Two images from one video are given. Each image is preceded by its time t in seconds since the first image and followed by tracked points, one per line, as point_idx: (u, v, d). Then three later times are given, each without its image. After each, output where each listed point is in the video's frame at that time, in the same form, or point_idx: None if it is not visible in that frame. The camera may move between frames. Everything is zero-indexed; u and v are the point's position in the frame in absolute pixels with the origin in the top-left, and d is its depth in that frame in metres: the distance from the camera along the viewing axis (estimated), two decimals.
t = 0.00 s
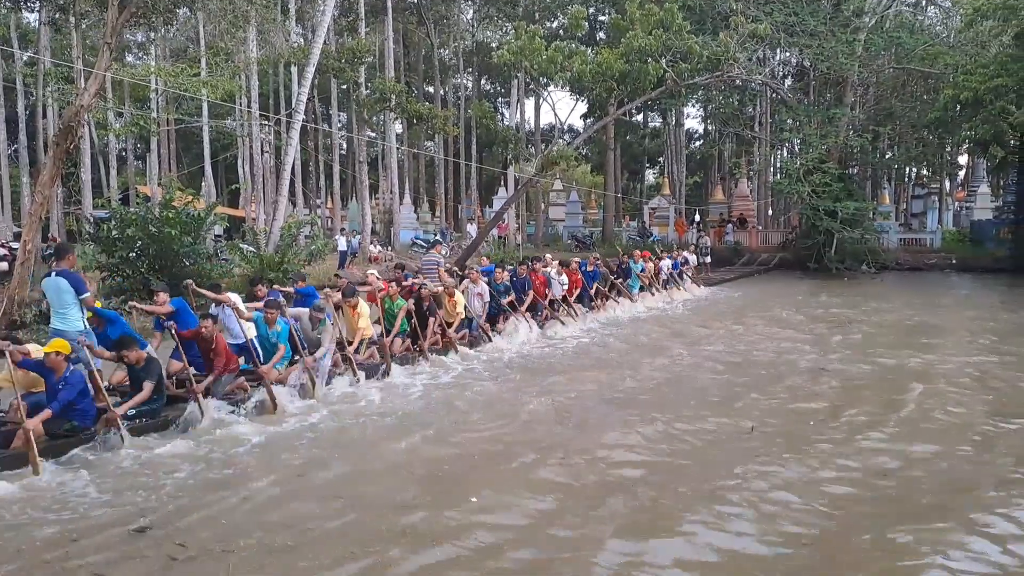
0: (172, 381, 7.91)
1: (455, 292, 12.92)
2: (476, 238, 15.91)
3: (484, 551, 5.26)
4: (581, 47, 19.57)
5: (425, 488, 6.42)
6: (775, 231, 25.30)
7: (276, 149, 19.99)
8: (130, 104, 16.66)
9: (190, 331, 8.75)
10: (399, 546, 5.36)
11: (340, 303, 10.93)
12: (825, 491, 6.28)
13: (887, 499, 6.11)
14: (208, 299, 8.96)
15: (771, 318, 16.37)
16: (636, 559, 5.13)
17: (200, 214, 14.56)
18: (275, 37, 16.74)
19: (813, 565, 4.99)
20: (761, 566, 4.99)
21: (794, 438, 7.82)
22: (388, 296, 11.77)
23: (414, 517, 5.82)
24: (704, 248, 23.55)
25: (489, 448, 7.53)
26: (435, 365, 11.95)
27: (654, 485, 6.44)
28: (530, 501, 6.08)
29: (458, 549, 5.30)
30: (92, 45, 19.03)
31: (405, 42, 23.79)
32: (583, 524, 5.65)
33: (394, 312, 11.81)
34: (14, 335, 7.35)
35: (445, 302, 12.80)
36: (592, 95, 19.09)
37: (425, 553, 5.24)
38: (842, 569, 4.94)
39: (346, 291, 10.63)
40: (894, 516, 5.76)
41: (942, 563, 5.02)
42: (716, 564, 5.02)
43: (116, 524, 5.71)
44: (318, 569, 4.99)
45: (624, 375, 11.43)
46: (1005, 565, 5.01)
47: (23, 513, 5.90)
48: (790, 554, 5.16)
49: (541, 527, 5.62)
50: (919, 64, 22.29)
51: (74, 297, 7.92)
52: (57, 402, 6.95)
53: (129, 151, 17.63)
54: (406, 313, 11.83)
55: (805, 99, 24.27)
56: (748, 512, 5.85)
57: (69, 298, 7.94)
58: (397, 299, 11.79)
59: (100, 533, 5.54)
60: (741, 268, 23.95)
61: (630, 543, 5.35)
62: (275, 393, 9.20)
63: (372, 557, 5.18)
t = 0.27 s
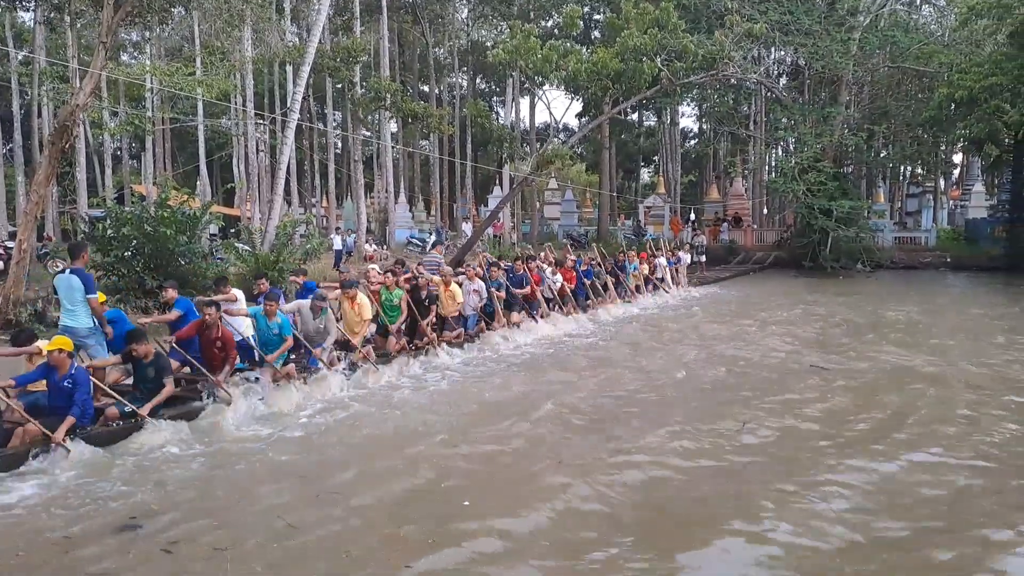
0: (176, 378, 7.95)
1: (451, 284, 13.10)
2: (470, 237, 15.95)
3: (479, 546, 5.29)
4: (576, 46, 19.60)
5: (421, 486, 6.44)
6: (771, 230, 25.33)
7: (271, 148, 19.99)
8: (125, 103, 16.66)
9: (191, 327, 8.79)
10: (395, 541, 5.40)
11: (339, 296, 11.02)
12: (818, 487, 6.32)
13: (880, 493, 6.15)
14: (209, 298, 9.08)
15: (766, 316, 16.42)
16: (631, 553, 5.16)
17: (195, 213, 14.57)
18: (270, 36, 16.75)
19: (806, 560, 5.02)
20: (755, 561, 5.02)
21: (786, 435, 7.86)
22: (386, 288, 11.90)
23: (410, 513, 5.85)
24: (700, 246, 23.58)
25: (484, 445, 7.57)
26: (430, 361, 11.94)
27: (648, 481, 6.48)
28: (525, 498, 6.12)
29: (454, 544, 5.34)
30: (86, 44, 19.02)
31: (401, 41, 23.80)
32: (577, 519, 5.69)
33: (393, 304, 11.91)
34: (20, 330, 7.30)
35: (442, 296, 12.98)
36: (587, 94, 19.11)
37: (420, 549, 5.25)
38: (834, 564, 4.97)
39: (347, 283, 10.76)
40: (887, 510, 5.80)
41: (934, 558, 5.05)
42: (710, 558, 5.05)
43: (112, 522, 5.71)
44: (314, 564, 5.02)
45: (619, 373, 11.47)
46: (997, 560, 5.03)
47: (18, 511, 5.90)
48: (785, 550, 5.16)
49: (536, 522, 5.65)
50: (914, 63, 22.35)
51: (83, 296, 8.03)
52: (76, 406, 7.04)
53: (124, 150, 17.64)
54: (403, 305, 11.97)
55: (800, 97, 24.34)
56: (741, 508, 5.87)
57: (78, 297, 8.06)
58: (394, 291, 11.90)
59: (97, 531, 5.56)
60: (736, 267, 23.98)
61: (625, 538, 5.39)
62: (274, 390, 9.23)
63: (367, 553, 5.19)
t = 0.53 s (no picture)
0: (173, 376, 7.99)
1: (445, 282, 12.98)
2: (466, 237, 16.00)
3: (467, 548, 5.29)
4: (571, 46, 19.63)
5: (410, 486, 6.45)
6: (766, 231, 25.39)
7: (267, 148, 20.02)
8: (121, 103, 16.67)
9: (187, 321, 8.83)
10: (391, 541, 5.42)
11: (336, 291, 11.08)
12: (812, 486, 6.35)
13: (873, 493, 6.19)
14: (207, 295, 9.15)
15: (761, 316, 16.47)
16: (626, 553, 5.19)
17: (191, 213, 14.58)
18: (266, 36, 16.77)
19: (793, 561, 5.03)
20: (742, 562, 5.02)
21: (781, 435, 7.90)
22: (382, 286, 11.92)
23: (406, 513, 5.88)
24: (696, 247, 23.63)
25: (480, 445, 7.60)
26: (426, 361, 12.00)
27: (644, 481, 6.51)
28: (521, 498, 6.14)
29: (450, 544, 5.36)
30: (82, 44, 19.02)
31: (397, 41, 23.82)
32: (573, 519, 5.71)
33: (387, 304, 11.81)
34: (21, 327, 7.22)
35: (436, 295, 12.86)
36: (582, 94, 19.15)
37: (407, 551, 5.26)
38: (820, 564, 4.98)
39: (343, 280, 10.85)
40: (881, 510, 5.83)
41: (919, 561, 5.06)
42: (705, 558, 5.09)
43: (101, 523, 5.71)
44: (311, 564, 5.05)
45: (615, 373, 11.50)
46: (982, 562, 5.04)
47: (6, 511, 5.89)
48: (773, 550, 5.17)
49: (532, 522, 5.68)
50: (909, 63, 22.41)
51: (93, 295, 8.09)
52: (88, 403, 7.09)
53: (120, 150, 17.65)
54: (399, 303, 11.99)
55: (795, 98, 24.39)
56: (729, 509, 5.88)
57: (86, 295, 8.12)
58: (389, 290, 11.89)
59: (86, 531, 5.55)
60: (732, 267, 24.03)
61: (620, 538, 5.41)
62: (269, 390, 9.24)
63: (354, 555, 5.20)
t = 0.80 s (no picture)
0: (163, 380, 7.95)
1: (441, 291, 12.76)
2: (462, 238, 16.04)
3: (469, 548, 5.30)
4: (567, 47, 19.67)
5: (411, 487, 6.45)
6: (763, 231, 25.43)
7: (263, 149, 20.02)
8: (118, 104, 16.67)
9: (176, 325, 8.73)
10: (389, 541, 5.43)
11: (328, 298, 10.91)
12: (806, 487, 6.37)
13: (866, 493, 6.22)
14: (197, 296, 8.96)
15: (758, 316, 16.50)
16: (621, 553, 5.20)
17: (187, 215, 14.58)
18: (263, 37, 16.78)
19: (794, 561, 5.04)
20: (744, 563, 5.04)
21: (775, 435, 7.93)
22: (375, 294, 11.78)
23: (401, 514, 5.89)
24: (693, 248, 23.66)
25: (474, 445, 7.63)
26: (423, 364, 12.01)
27: (639, 481, 6.52)
28: (516, 499, 6.16)
29: (445, 545, 5.36)
30: (79, 45, 19.02)
31: (395, 41, 23.85)
32: (568, 520, 5.72)
33: (382, 310, 11.80)
34: None
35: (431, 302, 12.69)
36: (579, 96, 19.21)
37: (408, 552, 5.25)
38: (821, 564, 4.99)
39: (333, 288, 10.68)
40: (875, 510, 5.85)
41: (919, 560, 5.09)
42: (699, 559, 5.10)
43: (102, 525, 5.70)
44: (309, 564, 5.05)
45: (611, 374, 11.53)
46: (982, 561, 5.06)
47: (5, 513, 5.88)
48: (768, 552, 5.19)
49: (527, 523, 5.68)
50: (905, 64, 22.46)
51: (93, 297, 8.11)
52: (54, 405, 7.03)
53: (116, 151, 17.66)
54: (394, 309, 11.93)
55: (791, 98, 24.44)
56: (730, 510, 5.90)
57: (87, 296, 8.14)
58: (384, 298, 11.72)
59: (86, 533, 5.55)
60: (729, 267, 24.06)
61: (616, 537, 5.43)
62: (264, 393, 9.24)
63: (355, 555, 5.20)
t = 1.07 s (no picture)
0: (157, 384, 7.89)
1: (441, 291, 12.82)
2: (461, 240, 16.06)
3: (473, 551, 5.30)
4: (566, 49, 19.71)
5: (413, 490, 6.45)
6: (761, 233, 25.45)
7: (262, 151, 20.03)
8: (117, 106, 16.66)
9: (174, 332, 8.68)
10: (387, 544, 5.44)
11: (327, 302, 10.93)
12: (803, 489, 6.39)
13: (863, 495, 6.23)
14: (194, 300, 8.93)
15: (756, 318, 16.51)
16: (619, 556, 5.22)
17: (185, 217, 14.57)
18: (262, 39, 16.78)
19: (798, 564, 5.05)
20: (748, 566, 5.04)
21: (773, 437, 7.94)
22: (376, 299, 11.74)
23: (399, 516, 5.90)
24: (691, 250, 23.67)
25: (473, 447, 7.64)
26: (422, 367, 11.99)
27: (637, 484, 6.54)
28: (514, 501, 6.17)
29: (443, 547, 5.38)
30: (77, 47, 19.01)
31: (394, 43, 23.87)
32: (565, 523, 5.74)
33: (383, 313, 11.80)
34: None
35: (433, 304, 12.73)
36: (577, 98, 19.24)
37: (406, 555, 5.26)
38: (821, 567, 5.00)
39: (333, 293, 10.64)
40: (871, 512, 5.87)
41: (923, 563, 5.09)
42: (696, 561, 5.12)
43: (104, 528, 5.70)
44: (308, 567, 5.06)
45: (609, 376, 11.54)
46: (985, 564, 5.07)
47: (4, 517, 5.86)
48: (766, 554, 5.20)
49: (525, 526, 5.69)
50: (903, 66, 22.50)
51: (91, 299, 8.10)
52: (42, 409, 6.97)
53: (115, 153, 17.65)
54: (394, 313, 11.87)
55: (790, 101, 24.47)
56: (732, 512, 5.90)
57: (86, 298, 8.13)
58: (385, 302, 11.71)
59: (87, 537, 5.54)
60: (728, 270, 24.06)
61: (613, 540, 5.44)
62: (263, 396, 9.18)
63: (359, 558, 5.21)
